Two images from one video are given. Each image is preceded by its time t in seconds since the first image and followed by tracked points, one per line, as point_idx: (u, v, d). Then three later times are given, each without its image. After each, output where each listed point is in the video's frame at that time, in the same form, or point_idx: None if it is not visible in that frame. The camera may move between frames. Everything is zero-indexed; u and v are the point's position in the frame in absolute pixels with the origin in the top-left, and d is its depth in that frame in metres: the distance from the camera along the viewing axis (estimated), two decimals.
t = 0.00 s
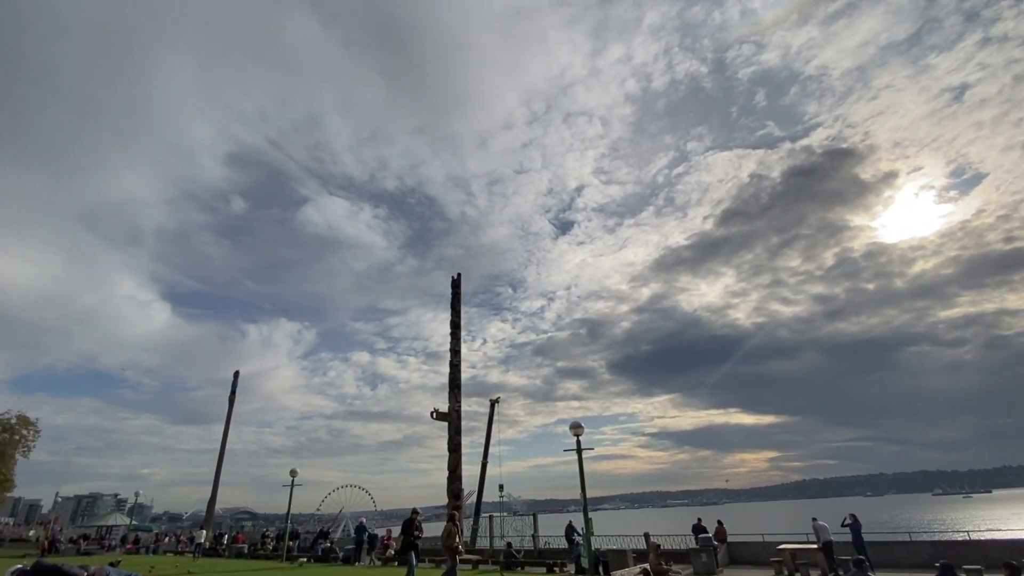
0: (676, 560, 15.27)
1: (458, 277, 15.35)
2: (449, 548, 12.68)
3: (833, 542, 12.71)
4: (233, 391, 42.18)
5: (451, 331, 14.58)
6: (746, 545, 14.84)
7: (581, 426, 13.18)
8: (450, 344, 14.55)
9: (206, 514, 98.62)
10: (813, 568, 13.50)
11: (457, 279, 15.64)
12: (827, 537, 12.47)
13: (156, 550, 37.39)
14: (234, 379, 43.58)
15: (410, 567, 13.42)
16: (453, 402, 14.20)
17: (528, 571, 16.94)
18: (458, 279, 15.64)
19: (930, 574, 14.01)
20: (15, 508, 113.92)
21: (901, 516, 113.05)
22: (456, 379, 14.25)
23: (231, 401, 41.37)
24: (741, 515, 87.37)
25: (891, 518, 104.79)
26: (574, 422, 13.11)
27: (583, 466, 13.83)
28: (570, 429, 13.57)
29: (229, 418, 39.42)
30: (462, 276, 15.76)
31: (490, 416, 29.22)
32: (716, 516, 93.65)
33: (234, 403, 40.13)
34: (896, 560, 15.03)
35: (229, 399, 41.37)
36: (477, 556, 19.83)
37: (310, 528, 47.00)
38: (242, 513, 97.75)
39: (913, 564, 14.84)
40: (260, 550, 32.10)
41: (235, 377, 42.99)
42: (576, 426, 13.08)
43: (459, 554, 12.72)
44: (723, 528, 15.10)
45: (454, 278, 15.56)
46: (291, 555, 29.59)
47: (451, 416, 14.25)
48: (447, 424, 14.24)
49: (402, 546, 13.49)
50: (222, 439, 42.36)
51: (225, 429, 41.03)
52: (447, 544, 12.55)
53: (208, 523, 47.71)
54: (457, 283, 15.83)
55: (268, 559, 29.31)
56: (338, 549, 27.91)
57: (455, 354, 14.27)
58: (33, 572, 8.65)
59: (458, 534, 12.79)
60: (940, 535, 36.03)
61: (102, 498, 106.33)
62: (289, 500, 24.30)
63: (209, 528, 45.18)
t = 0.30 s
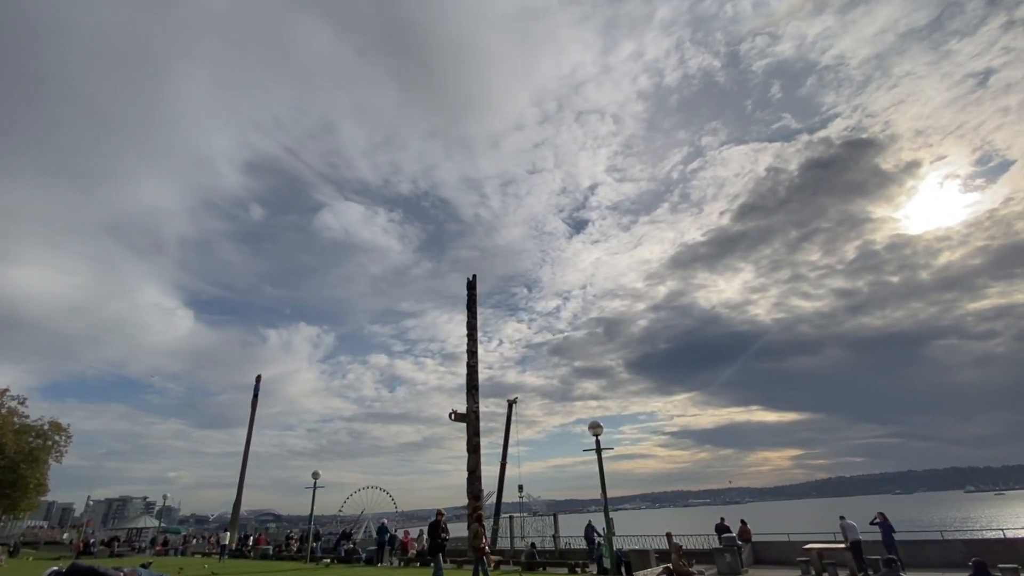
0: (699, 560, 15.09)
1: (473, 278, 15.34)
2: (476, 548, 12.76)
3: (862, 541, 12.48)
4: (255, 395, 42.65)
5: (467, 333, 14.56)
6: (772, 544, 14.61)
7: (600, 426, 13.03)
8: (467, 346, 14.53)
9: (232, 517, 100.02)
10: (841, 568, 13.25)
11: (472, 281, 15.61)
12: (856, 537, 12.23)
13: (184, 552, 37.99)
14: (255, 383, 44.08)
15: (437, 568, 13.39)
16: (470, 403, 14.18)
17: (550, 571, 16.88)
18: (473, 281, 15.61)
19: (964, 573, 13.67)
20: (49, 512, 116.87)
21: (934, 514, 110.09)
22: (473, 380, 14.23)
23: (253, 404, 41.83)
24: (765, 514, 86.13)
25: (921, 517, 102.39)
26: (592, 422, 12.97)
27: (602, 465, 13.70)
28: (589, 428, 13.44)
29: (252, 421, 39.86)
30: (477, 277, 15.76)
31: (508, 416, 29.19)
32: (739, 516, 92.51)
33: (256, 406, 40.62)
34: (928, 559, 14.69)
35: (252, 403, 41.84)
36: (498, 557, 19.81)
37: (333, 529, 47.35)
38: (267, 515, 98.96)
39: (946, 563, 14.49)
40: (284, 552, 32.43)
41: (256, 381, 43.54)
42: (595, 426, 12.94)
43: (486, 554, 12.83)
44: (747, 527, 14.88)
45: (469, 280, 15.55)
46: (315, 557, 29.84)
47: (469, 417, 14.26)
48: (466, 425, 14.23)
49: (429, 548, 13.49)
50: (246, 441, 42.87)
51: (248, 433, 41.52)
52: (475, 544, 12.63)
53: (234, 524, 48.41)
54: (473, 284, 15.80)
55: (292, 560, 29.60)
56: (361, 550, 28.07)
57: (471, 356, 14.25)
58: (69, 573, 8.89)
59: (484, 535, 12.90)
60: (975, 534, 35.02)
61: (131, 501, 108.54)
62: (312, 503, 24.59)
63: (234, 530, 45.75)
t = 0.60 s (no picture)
0: (724, 560, 14.88)
1: (488, 279, 15.33)
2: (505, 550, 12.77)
3: (892, 541, 12.22)
4: (278, 399, 43.13)
5: (484, 335, 14.53)
6: (798, 544, 14.37)
7: (620, 426, 12.87)
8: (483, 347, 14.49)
9: (257, 519, 101.24)
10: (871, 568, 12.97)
11: (487, 282, 15.57)
12: (886, 536, 11.96)
13: (212, 554, 38.59)
14: (277, 388, 44.52)
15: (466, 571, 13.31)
16: (488, 405, 14.14)
17: (572, 572, 16.74)
18: (489, 282, 15.57)
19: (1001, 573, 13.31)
20: (82, 515, 119.61)
21: (970, 514, 106.02)
22: (491, 381, 14.19)
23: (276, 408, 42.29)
24: (790, 514, 84.76)
25: (952, 515, 99.83)
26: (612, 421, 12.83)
27: (623, 466, 13.55)
28: (608, 428, 13.30)
29: (275, 425, 40.25)
30: (493, 278, 15.74)
31: (527, 417, 29.13)
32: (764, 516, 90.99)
33: (278, 409, 41.00)
34: (963, 558, 14.34)
35: (274, 407, 42.30)
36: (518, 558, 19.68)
37: (355, 531, 47.65)
38: (291, 517, 99.79)
39: (982, 562, 14.11)
40: (308, 553, 32.66)
41: (278, 385, 43.99)
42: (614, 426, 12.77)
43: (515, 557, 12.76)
44: (773, 527, 14.63)
45: (484, 282, 15.50)
46: (338, 558, 30.02)
47: (487, 419, 14.21)
48: (484, 426, 14.19)
49: (456, 550, 13.47)
50: (269, 444, 43.38)
51: (271, 436, 41.96)
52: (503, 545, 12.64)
53: (259, 526, 48.98)
54: (488, 286, 15.76)
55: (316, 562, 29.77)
56: (383, 552, 28.13)
57: (488, 357, 14.20)
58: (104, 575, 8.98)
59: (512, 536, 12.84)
60: (1011, 532, 33.94)
61: (160, 504, 110.60)
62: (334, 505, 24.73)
63: (259, 532, 46.24)
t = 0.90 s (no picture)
0: (750, 561, 14.67)
1: (504, 280, 15.20)
2: (532, 550, 12.69)
3: (925, 541, 11.95)
4: (301, 402, 43.62)
5: (501, 336, 14.46)
6: (826, 545, 14.11)
7: (641, 426, 12.73)
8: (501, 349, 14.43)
9: (283, 521, 102.58)
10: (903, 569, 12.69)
11: (504, 284, 15.49)
12: (918, 536, 11.69)
13: (239, 555, 39.17)
14: (300, 392, 44.99)
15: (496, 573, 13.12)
16: (508, 406, 14.10)
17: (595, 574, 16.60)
18: (505, 284, 15.48)
19: None
20: (114, 518, 122.50)
21: (1002, 514, 100.07)
22: (510, 382, 14.14)
23: (299, 411, 42.73)
24: (817, 514, 83.17)
25: (987, 514, 96.88)
26: (633, 422, 12.68)
27: (644, 465, 13.40)
28: (629, 429, 13.15)
29: (298, 427, 40.67)
30: (509, 279, 15.66)
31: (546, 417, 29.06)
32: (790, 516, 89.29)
33: (301, 412, 41.40)
34: (999, 559, 13.94)
35: (297, 410, 42.75)
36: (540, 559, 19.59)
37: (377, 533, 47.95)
38: (315, 518, 100.86)
39: (1020, 563, 13.72)
40: (333, 555, 32.91)
41: (299, 388, 44.47)
42: (635, 425, 12.65)
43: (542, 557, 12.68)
44: (800, 527, 14.39)
45: (501, 283, 15.42)
46: (361, 559, 30.21)
47: (506, 420, 14.16)
48: (503, 427, 14.14)
49: (485, 552, 13.31)
50: (293, 446, 43.96)
51: (294, 438, 42.46)
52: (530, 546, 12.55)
53: (284, 527, 49.56)
54: (505, 287, 15.68)
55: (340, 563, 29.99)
56: (406, 553, 28.27)
57: (507, 358, 14.15)
58: None
59: (539, 537, 12.76)
60: None
61: (188, 507, 112.73)
62: (357, 506, 24.85)
63: (284, 534, 46.80)
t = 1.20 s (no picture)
0: (778, 563, 14.41)
1: (522, 281, 15.07)
2: (560, 554, 12.57)
3: (961, 542, 11.64)
4: (323, 406, 44.04)
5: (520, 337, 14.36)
6: (857, 546, 13.80)
7: (662, 426, 12.57)
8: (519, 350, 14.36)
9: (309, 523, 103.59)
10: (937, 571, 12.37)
11: (521, 285, 15.39)
12: (954, 537, 11.39)
13: (266, 557, 39.70)
14: (321, 396, 45.36)
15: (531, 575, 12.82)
16: (527, 407, 14.03)
17: None
18: (523, 285, 15.40)
19: None
20: (145, 520, 125.16)
21: None
22: (529, 383, 14.07)
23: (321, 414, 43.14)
24: (846, 515, 81.39)
25: None
26: (655, 422, 12.52)
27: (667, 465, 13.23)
28: (650, 429, 12.99)
29: (321, 431, 41.06)
30: (526, 280, 15.55)
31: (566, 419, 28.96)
32: (818, 517, 87.41)
33: (323, 415, 41.77)
34: None
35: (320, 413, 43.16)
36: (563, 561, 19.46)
37: (400, 535, 48.12)
38: (339, 521, 101.55)
39: None
40: (357, 556, 33.13)
41: (322, 392, 44.90)
42: (656, 426, 12.50)
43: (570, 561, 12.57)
44: (829, 528, 14.10)
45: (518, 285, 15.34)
46: (385, 561, 30.33)
47: (526, 421, 14.10)
48: (523, 429, 14.08)
49: (517, 554, 13.04)
50: (316, 449, 44.47)
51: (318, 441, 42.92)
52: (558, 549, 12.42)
53: (308, 530, 50.12)
54: (522, 289, 15.57)
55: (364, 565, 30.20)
56: (429, 555, 28.32)
57: (525, 359, 14.09)
58: None
59: (566, 540, 12.67)
60: None
61: (216, 509, 114.49)
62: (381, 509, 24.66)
63: (309, 536, 47.26)
